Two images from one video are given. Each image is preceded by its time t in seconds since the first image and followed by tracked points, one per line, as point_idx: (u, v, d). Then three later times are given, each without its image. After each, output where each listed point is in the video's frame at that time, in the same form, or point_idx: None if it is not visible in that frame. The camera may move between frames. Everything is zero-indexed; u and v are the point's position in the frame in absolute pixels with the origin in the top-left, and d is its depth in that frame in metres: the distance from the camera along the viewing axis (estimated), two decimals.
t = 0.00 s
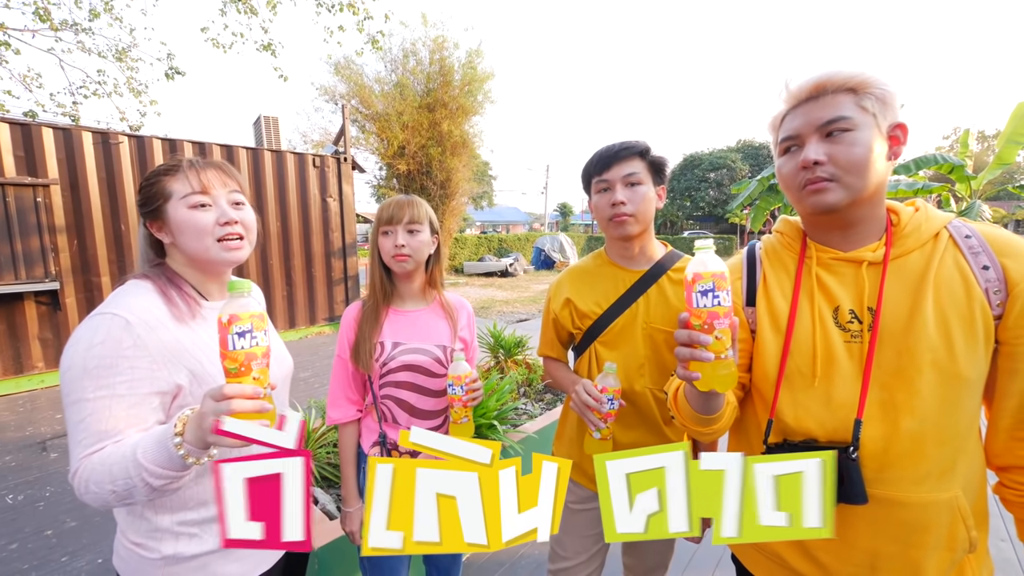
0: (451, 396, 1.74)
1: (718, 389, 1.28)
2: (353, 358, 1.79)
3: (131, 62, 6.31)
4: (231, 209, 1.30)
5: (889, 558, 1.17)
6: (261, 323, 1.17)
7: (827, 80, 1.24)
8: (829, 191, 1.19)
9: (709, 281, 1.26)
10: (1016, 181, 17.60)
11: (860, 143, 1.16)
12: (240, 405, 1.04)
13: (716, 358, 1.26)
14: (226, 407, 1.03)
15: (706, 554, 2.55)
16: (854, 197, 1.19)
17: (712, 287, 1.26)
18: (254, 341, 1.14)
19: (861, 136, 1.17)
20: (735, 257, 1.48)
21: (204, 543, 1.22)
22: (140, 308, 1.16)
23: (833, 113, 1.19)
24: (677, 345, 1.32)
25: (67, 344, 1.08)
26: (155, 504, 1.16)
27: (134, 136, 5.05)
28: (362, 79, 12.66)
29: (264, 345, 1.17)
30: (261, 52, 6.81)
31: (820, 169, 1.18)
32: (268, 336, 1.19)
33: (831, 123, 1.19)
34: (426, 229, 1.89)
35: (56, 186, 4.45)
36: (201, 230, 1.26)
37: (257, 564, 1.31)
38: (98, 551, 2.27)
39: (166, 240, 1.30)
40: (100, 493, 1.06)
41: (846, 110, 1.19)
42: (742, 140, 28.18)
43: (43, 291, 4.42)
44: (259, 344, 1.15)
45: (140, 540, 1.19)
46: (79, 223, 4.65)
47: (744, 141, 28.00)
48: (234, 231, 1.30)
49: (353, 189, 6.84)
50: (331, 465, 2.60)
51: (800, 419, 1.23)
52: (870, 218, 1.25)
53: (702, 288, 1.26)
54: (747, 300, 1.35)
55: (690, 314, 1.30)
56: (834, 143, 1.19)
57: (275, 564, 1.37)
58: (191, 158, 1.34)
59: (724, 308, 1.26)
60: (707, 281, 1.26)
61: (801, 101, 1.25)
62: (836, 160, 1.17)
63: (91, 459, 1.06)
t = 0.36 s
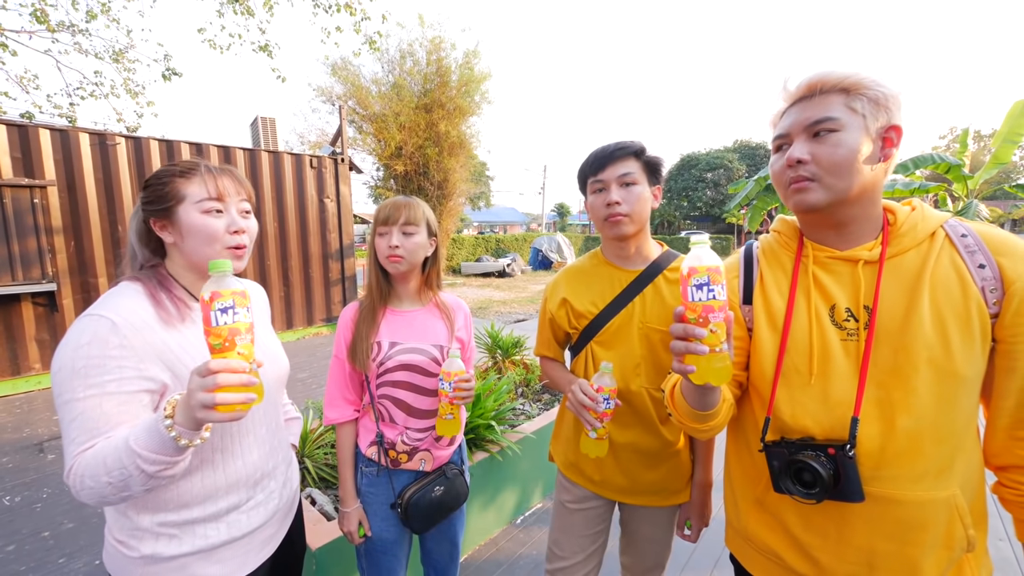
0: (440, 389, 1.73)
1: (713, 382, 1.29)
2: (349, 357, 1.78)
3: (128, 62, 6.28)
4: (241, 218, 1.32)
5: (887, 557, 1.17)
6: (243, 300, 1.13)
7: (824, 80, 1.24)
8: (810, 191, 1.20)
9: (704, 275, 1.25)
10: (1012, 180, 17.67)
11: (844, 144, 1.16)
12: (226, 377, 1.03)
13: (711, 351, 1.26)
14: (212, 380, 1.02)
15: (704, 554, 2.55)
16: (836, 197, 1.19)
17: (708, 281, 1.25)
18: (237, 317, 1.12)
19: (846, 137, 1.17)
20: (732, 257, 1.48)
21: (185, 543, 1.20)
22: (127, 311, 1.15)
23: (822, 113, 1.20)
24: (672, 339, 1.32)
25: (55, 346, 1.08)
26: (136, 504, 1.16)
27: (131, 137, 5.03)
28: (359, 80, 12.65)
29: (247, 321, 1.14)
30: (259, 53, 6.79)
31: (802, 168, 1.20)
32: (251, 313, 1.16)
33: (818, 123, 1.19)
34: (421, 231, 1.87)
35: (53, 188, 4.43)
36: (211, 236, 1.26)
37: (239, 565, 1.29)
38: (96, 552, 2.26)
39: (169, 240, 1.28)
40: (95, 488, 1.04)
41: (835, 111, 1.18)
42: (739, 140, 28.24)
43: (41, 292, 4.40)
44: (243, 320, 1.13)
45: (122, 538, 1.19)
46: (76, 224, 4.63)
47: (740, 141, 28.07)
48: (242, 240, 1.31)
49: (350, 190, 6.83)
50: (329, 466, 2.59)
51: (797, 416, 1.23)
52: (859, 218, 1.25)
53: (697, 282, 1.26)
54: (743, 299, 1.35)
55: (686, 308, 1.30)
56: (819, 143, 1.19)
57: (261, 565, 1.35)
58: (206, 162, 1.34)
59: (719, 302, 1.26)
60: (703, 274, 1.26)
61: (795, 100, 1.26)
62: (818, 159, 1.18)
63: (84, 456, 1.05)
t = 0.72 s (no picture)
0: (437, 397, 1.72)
1: (716, 381, 1.27)
2: (355, 353, 1.78)
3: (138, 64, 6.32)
4: (249, 223, 1.30)
5: (895, 559, 1.15)
6: (233, 315, 1.13)
7: (824, 79, 1.22)
8: (816, 192, 1.19)
9: (707, 274, 1.24)
10: None
11: (848, 144, 1.14)
12: (208, 395, 1.01)
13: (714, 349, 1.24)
14: (195, 398, 1.01)
15: (709, 555, 2.53)
16: (842, 198, 1.18)
17: (711, 280, 1.24)
18: (225, 333, 1.11)
19: (850, 137, 1.15)
20: (737, 255, 1.46)
21: (192, 539, 1.20)
22: (141, 310, 1.16)
23: (824, 113, 1.18)
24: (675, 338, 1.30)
25: (71, 344, 1.09)
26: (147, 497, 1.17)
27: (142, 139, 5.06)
28: (364, 81, 12.67)
29: (236, 338, 1.13)
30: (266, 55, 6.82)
31: (806, 170, 1.18)
32: (241, 328, 1.15)
33: (820, 123, 1.18)
34: (424, 231, 1.86)
35: (67, 189, 4.48)
36: (218, 241, 1.26)
37: (245, 562, 1.28)
38: (109, 545, 2.27)
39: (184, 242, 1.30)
40: (93, 484, 1.05)
41: (837, 111, 1.17)
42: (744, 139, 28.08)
43: (55, 291, 4.44)
44: (231, 337, 1.12)
45: (134, 531, 1.20)
46: (89, 225, 4.67)
47: (745, 140, 27.91)
48: (248, 245, 1.30)
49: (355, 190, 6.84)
50: (335, 464, 2.59)
51: (803, 416, 1.21)
52: (866, 217, 1.23)
53: (700, 281, 1.25)
54: (748, 297, 1.34)
55: (688, 307, 1.29)
56: (823, 143, 1.18)
57: (264, 564, 1.34)
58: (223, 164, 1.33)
59: (722, 301, 1.25)
60: (705, 274, 1.25)
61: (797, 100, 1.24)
62: (823, 160, 1.16)
63: (83, 452, 1.05)
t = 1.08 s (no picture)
0: (445, 394, 1.74)
1: (719, 380, 1.27)
2: (363, 352, 1.80)
3: (148, 68, 6.41)
4: (254, 220, 1.32)
5: (899, 557, 1.14)
6: (245, 312, 1.15)
7: (825, 81, 1.22)
8: (819, 194, 1.18)
9: (710, 274, 1.25)
10: None
11: (850, 145, 1.14)
12: (222, 391, 1.04)
13: (716, 349, 1.25)
14: (209, 394, 1.03)
15: (716, 555, 2.52)
16: (845, 199, 1.18)
17: (713, 280, 1.25)
18: (237, 330, 1.13)
19: (852, 138, 1.15)
20: (741, 256, 1.46)
21: (205, 542, 1.22)
22: (153, 307, 1.18)
23: (825, 116, 1.18)
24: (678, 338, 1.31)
25: (85, 341, 1.11)
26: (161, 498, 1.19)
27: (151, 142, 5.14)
28: (371, 82, 12.75)
29: (248, 334, 1.16)
30: (274, 57, 6.89)
31: (809, 172, 1.18)
32: (252, 325, 1.17)
33: (821, 126, 1.18)
34: (432, 232, 1.88)
35: (77, 191, 4.56)
36: (224, 239, 1.28)
37: (257, 567, 1.30)
38: (119, 543, 2.31)
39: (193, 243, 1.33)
40: (105, 482, 1.08)
41: (838, 112, 1.17)
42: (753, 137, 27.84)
43: (66, 292, 4.52)
44: (244, 333, 1.14)
45: (146, 534, 1.22)
46: (99, 227, 4.75)
47: (754, 138, 27.68)
48: (255, 242, 1.31)
49: (362, 191, 6.89)
50: (342, 464, 2.61)
51: (807, 415, 1.21)
52: (870, 217, 1.23)
53: (702, 281, 1.26)
54: (752, 297, 1.34)
55: (691, 307, 1.29)
56: (825, 145, 1.17)
57: (277, 568, 1.36)
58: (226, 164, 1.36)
59: (724, 301, 1.25)
60: (708, 274, 1.25)
61: (798, 102, 1.24)
62: (825, 162, 1.16)
63: (96, 449, 1.08)
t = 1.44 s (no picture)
0: (452, 400, 1.74)
1: (720, 378, 1.27)
2: (368, 353, 1.81)
3: (150, 70, 6.43)
4: (253, 221, 1.31)
5: (896, 555, 1.14)
6: (257, 308, 1.16)
7: (823, 84, 1.23)
8: (819, 196, 1.19)
9: (710, 273, 1.26)
10: None
11: (850, 147, 1.15)
12: (239, 386, 1.05)
13: (717, 346, 1.25)
14: (226, 389, 1.04)
15: (717, 555, 2.53)
16: (845, 200, 1.18)
17: (714, 278, 1.25)
18: (251, 326, 1.14)
19: (852, 141, 1.15)
20: (742, 256, 1.47)
21: (214, 542, 1.23)
22: (160, 306, 1.19)
23: (824, 119, 1.18)
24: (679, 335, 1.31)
25: (93, 340, 1.12)
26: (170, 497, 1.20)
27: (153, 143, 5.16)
28: (372, 83, 12.78)
29: (261, 330, 1.16)
30: (275, 58, 6.91)
31: (809, 174, 1.18)
32: (264, 321, 1.18)
33: (821, 128, 1.18)
34: (437, 234, 1.88)
35: (79, 193, 4.57)
36: (223, 239, 1.28)
37: (265, 565, 1.31)
38: (121, 544, 2.32)
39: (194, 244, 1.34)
40: (117, 480, 1.08)
41: (838, 116, 1.17)
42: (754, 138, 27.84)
43: (68, 293, 4.54)
44: (256, 329, 1.15)
45: (154, 535, 1.22)
46: (101, 228, 4.76)
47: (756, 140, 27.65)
48: (254, 242, 1.31)
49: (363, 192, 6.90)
50: (344, 464, 2.62)
51: (806, 414, 1.21)
52: (870, 218, 1.23)
53: (703, 280, 1.26)
54: (752, 297, 1.34)
55: (692, 305, 1.30)
56: (824, 148, 1.18)
57: (284, 566, 1.37)
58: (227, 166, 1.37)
59: (725, 299, 1.26)
60: (709, 272, 1.26)
61: (797, 105, 1.25)
62: (826, 165, 1.17)
63: (108, 448, 1.08)
